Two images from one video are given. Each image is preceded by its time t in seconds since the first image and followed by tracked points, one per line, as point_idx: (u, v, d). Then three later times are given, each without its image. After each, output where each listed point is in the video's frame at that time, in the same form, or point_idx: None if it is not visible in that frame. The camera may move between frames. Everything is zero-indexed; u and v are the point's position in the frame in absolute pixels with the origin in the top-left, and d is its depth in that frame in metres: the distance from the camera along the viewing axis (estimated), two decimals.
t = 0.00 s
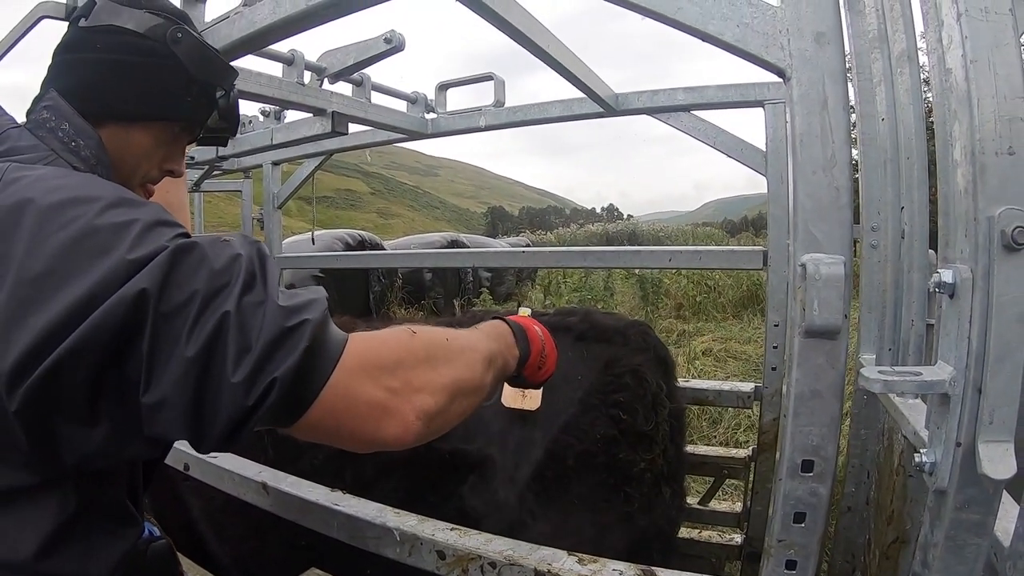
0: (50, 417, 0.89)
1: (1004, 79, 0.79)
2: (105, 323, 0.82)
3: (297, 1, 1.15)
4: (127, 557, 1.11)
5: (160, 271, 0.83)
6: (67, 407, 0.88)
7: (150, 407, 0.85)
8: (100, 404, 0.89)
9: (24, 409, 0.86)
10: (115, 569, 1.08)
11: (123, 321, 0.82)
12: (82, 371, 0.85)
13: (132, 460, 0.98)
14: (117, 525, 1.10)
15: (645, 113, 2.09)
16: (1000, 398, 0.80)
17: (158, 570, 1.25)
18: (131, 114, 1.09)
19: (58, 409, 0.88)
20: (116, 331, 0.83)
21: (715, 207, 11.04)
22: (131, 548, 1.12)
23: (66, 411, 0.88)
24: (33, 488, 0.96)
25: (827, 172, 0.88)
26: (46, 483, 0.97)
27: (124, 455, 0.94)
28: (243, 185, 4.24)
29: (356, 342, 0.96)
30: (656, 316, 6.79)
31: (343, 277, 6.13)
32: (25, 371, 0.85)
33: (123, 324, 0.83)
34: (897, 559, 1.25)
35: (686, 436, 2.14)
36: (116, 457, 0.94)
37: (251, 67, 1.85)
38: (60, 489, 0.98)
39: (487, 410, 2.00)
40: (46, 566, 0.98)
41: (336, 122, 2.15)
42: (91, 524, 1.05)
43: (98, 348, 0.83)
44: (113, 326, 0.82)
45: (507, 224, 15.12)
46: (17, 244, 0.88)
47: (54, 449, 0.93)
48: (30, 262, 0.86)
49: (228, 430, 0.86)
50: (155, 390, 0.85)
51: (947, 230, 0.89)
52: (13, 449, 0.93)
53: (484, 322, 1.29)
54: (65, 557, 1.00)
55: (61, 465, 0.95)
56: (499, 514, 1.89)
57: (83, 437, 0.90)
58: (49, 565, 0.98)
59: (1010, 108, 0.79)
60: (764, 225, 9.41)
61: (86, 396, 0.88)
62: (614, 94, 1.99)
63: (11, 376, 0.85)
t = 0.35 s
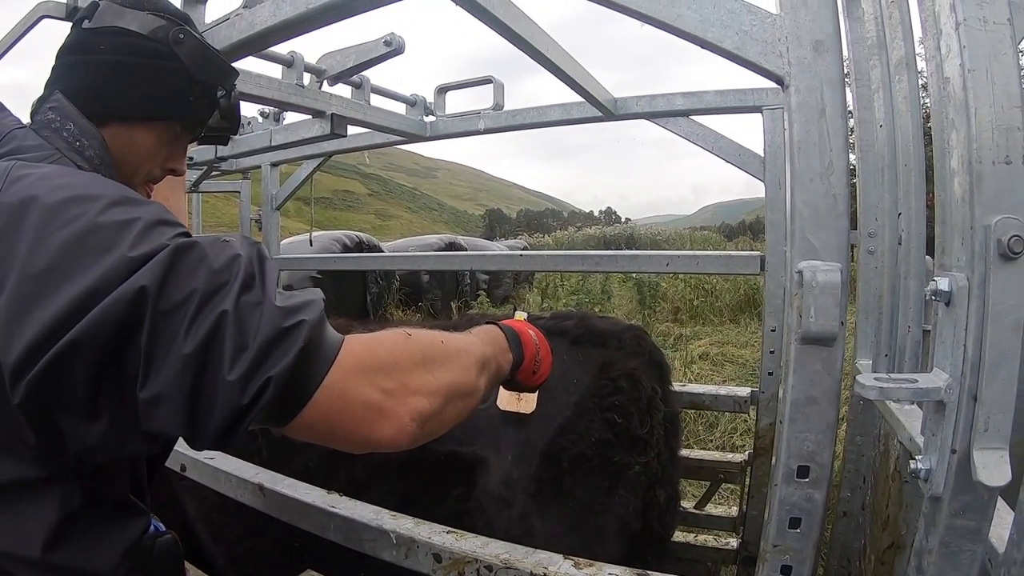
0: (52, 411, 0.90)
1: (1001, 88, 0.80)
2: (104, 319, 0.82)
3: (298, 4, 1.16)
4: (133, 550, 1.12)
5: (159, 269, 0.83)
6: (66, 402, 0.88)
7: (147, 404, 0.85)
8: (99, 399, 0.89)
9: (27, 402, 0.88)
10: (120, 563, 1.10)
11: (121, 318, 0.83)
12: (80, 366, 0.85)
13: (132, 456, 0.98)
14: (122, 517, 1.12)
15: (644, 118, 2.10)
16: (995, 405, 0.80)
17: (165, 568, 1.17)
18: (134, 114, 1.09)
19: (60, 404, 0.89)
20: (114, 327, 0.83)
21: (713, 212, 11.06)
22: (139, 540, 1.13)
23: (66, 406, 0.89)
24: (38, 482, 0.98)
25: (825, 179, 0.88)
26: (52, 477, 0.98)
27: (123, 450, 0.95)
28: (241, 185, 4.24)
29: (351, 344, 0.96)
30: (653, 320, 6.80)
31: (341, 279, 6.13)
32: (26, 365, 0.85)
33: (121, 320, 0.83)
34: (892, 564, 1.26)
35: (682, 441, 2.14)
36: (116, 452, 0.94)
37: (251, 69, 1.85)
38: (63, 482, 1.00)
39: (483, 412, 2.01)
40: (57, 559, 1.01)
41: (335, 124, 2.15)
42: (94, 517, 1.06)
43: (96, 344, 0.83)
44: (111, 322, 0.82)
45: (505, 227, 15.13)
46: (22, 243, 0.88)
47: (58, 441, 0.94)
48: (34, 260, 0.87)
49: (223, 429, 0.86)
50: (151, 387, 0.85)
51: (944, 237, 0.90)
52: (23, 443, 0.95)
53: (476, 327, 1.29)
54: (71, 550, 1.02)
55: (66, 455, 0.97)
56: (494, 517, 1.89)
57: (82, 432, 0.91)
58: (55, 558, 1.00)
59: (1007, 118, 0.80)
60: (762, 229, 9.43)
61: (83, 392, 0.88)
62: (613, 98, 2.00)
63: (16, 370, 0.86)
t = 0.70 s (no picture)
0: (45, 408, 0.91)
1: (1004, 92, 0.80)
2: (94, 318, 0.83)
3: (303, 2, 1.16)
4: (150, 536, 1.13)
5: (148, 267, 0.84)
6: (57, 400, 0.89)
7: (137, 402, 0.86)
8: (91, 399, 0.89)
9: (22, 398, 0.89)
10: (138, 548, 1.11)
11: (110, 316, 0.83)
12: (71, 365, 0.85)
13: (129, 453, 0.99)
14: (133, 507, 1.13)
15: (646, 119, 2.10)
16: (996, 408, 0.80)
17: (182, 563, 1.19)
18: (135, 112, 1.09)
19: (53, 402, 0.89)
20: (104, 325, 0.83)
21: (715, 213, 11.05)
22: (154, 527, 1.15)
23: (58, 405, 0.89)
24: (44, 476, 0.99)
25: (827, 181, 0.88)
26: (59, 472, 1.00)
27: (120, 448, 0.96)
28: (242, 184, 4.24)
29: (343, 342, 0.96)
30: (654, 321, 6.80)
31: (342, 278, 6.14)
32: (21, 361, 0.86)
33: (110, 319, 0.83)
34: (892, 566, 1.26)
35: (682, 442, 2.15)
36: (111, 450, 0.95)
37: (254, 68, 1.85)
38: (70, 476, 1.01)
39: (483, 412, 2.01)
40: (79, 545, 1.04)
41: (337, 123, 2.13)
42: (104, 504, 1.08)
43: (87, 342, 0.83)
44: (101, 321, 0.83)
45: (506, 227, 15.14)
46: (12, 235, 0.89)
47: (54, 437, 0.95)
48: (22, 254, 0.87)
49: (211, 428, 0.86)
50: (141, 385, 0.85)
51: (946, 240, 0.90)
52: (27, 437, 0.95)
53: (475, 330, 1.30)
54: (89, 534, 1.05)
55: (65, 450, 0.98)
56: (495, 517, 1.89)
57: (75, 432, 0.91)
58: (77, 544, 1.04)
59: (1010, 121, 0.80)
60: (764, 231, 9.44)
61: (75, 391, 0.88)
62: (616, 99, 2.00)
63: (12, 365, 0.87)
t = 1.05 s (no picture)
0: (58, 391, 0.91)
1: (1006, 93, 0.80)
2: (108, 302, 0.83)
3: (305, 2, 1.16)
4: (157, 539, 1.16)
5: (162, 253, 0.84)
6: (70, 384, 0.90)
7: (149, 388, 0.86)
8: (102, 386, 0.90)
9: (35, 380, 0.89)
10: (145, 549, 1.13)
11: (124, 301, 0.84)
12: (84, 350, 0.86)
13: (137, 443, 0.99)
14: (146, 505, 1.14)
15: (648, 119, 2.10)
16: (997, 410, 0.80)
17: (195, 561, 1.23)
18: (152, 112, 1.10)
19: (65, 385, 0.90)
20: (118, 310, 0.84)
21: (717, 214, 11.04)
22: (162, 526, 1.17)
23: (71, 389, 0.90)
24: (52, 469, 0.98)
25: (828, 182, 0.88)
26: (68, 464, 1.00)
27: (131, 435, 0.96)
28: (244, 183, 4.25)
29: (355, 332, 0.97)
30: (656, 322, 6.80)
31: (344, 278, 6.14)
32: (36, 344, 0.87)
33: (124, 304, 0.84)
34: (892, 567, 1.26)
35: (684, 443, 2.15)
36: (120, 437, 0.96)
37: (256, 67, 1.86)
38: (77, 468, 1.01)
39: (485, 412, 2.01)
40: (84, 540, 1.03)
41: (341, 123, 2.13)
42: (114, 502, 1.09)
43: (102, 326, 0.84)
44: (115, 306, 0.83)
45: (508, 227, 15.14)
46: (25, 223, 0.90)
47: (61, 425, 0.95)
48: (35, 241, 0.88)
49: (223, 414, 0.86)
50: (153, 371, 0.85)
51: (948, 241, 0.90)
52: (39, 424, 0.96)
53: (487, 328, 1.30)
54: (95, 530, 1.05)
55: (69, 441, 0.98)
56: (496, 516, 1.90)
57: (86, 418, 0.92)
58: (80, 538, 1.03)
59: (1012, 123, 0.80)
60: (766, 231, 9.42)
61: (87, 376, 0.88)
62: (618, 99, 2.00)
63: (25, 348, 0.88)
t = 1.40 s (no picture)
0: (76, 392, 0.92)
1: (1008, 93, 0.80)
2: (128, 305, 0.84)
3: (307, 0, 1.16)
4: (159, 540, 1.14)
5: (181, 257, 0.85)
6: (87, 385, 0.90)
7: (168, 389, 0.87)
8: (121, 389, 0.91)
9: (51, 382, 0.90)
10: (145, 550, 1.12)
11: (145, 304, 0.84)
12: (103, 350, 0.87)
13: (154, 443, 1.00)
14: (144, 505, 1.14)
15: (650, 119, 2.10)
16: (997, 411, 0.80)
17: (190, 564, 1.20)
18: (164, 117, 1.10)
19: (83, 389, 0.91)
20: (138, 312, 0.85)
21: (718, 214, 11.03)
22: (162, 527, 1.15)
23: (88, 390, 0.90)
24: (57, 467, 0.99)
25: (830, 182, 0.88)
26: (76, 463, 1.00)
27: (145, 435, 0.96)
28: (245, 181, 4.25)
29: (374, 330, 0.97)
30: (657, 322, 6.80)
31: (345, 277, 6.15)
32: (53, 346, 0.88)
33: (144, 306, 0.84)
34: (892, 569, 1.26)
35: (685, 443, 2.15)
36: (137, 438, 0.96)
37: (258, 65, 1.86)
38: (84, 466, 1.02)
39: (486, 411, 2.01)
40: (86, 538, 1.04)
41: (342, 122, 2.14)
42: (114, 500, 1.08)
43: (121, 328, 0.85)
44: (135, 308, 0.84)
45: (510, 226, 15.14)
46: (45, 223, 0.91)
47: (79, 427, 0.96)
48: (56, 240, 0.89)
49: (240, 417, 0.86)
50: (173, 373, 0.86)
51: (949, 242, 0.90)
52: (48, 424, 0.96)
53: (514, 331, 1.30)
54: (96, 528, 1.05)
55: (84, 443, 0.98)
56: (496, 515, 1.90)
57: (102, 419, 0.92)
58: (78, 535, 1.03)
59: (1014, 124, 0.80)
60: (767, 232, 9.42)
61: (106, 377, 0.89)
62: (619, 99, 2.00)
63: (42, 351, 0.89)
